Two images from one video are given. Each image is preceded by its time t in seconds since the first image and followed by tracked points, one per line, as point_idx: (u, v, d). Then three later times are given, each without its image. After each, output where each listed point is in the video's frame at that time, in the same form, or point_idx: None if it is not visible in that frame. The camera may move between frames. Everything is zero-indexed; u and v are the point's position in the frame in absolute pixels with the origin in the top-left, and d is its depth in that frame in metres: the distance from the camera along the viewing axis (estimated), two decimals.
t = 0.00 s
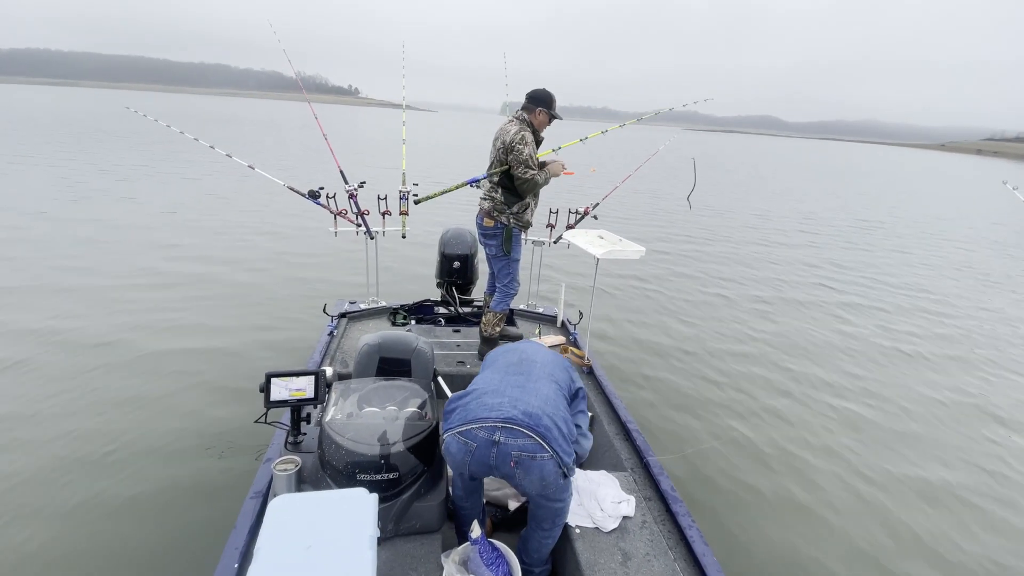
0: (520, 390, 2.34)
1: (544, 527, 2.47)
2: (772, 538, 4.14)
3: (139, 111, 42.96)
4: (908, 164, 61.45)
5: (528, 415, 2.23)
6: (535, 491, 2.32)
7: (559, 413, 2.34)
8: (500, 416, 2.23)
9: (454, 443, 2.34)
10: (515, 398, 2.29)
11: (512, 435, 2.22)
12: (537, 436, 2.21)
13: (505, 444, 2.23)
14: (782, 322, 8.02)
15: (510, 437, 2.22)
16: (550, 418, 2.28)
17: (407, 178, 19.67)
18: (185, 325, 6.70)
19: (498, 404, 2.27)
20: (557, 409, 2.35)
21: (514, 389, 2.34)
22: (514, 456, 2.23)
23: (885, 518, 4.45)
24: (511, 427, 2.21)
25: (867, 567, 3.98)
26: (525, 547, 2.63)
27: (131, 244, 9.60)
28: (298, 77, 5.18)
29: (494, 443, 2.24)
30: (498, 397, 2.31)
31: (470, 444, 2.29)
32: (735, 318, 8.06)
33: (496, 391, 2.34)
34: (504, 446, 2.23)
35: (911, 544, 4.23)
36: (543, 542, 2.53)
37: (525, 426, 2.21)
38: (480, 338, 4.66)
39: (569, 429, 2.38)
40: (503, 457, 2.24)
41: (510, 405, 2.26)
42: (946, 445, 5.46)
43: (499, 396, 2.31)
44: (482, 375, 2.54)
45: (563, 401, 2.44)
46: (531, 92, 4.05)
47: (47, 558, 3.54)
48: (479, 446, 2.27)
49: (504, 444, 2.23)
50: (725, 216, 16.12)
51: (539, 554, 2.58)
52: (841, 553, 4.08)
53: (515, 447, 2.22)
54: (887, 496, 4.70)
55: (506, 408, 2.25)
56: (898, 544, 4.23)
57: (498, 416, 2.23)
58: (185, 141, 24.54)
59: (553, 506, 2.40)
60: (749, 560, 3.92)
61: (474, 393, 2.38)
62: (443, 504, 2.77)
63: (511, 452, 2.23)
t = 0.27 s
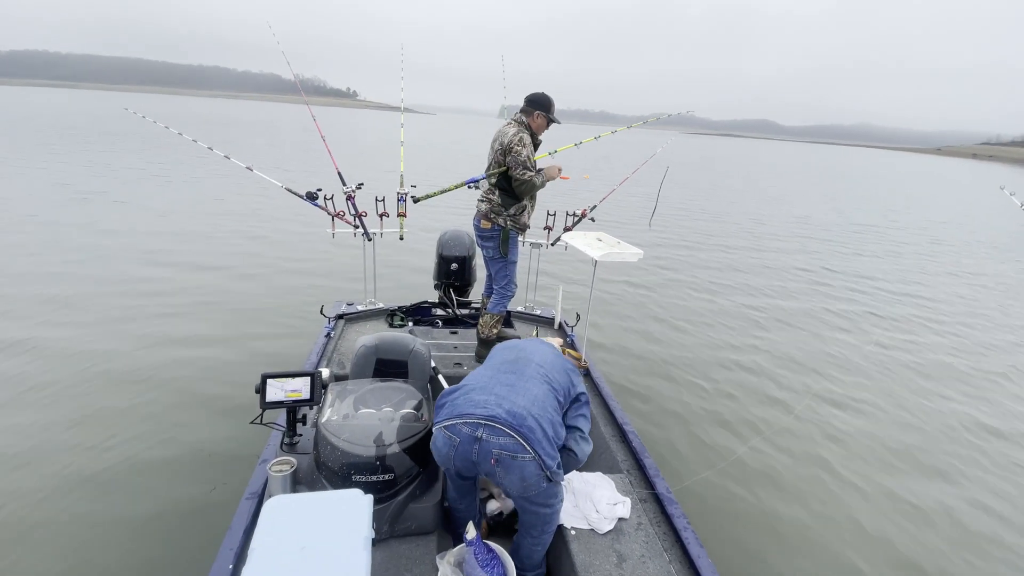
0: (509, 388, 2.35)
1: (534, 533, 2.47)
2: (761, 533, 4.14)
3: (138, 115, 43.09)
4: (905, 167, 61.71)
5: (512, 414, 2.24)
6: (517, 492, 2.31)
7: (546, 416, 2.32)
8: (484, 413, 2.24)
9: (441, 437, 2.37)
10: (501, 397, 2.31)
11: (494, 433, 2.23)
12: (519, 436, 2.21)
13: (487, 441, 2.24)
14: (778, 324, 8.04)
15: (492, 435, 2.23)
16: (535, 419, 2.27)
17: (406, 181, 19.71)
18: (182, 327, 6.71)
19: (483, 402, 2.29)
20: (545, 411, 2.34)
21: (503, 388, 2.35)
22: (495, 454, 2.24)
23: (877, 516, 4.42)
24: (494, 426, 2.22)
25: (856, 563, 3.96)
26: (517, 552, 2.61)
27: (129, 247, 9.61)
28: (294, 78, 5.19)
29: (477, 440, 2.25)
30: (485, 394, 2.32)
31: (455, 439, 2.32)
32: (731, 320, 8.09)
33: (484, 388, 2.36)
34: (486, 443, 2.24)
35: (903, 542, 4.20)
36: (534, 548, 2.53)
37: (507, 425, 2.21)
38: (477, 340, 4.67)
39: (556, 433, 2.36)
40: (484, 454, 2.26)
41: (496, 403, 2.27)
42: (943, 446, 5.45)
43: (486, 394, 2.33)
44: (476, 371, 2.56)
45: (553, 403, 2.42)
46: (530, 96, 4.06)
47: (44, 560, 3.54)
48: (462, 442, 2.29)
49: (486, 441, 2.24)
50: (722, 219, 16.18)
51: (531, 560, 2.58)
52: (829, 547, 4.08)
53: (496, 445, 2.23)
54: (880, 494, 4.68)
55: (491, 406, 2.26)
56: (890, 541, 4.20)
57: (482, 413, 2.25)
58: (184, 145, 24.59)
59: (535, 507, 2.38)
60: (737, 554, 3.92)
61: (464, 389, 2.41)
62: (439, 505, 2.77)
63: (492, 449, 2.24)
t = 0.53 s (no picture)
0: (501, 388, 2.36)
1: (528, 536, 2.47)
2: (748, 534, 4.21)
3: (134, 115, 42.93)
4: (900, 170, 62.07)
5: (502, 414, 2.25)
6: (506, 492, 2.33)
7: (537, 417, 2.32)
8: (474, 412, 2.27)
9: (433, 435, 2.40)
10: (493, 397, 2.32)
11: (483, 432, 2.24)
12: (507, 436, 2.22)
13: (477, 440, 2.26)
14: (775, 326, 8.08)
15: (482, 434, 2.25)
16: (525, 420, 2.27)
17: (404, 183, 19.72)
18: (179, 328, 6.68)
19: (475, 401, 2.31)
20: (537, 412, 2.34)
21: (495, 387, 2.36)
22: (484, 453, 2.26)
23: (865, 519, 4.47)
24: (484, 425, 2.24)
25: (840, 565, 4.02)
26: (513, 555, 2.60)
27: (125, 248, 9.57)
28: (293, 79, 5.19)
29: (467, 438, 2.28)
30: (477, 394, 2.35)
31: (446, 437, 2.35)
32: (729, 322, 8.12)
33: (477, 388, 2.38)
34: (476, 442, 2.26)
35: (889, 545, 4.25)
36: (528, 553, 2.52)
37: (497, 425, 2.23)
38: (475, 342, 4.68)
39: (548, 435, 2.36)
40: (473, 453, 2.28)
41: (487, 403, 2.29)
42: (937, 449, 5.49)
43: (478, 393, 2.35)
44: (472, 370, 2.58)
45: (546, 406, 2.42)
46: (528, 100, 4.10)
47: (38, 558, 3.51)
48: (453, 440, 2.32)
49: (475, 440, 2.26)
50: (720, 221, 16.23)
51: (527, 564, 2.57)
52: (814, 548, 4.14)
53: (485, 444, 2.24)
54: (869, 497, 4.73)
55: (482, 405, 2.28)
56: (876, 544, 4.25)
57: (472, 412, 2.27)
58: (181, 146, 24.52)
59: (527, 508, 2.38)
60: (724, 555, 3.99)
61: (459, 388, 2.43)
62: (437, 507, 2.78)
63: (481, 449, 2.25)
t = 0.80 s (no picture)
0: (496, 390, 2.36)
1: (526, 536, 2.47)
2: (744, 531, 4.23)
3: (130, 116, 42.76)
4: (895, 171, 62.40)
5: (496, 416, 2.25)
6: (500, 494, 2.33)
7: (531, 420, 2.32)
8: (468, 413, 2.27)
9: (428, 435, 2.41)
10: (487, 398, 2.32)
11: (477, 434, 2.25)
12: (500, 438, 2.22)
13: (470, 442, 2.26)
14: (772, 327, 8.11)
15: (475, 436, 2.25)
16: (518, 422, 2.27)
17: (401, 184, 19.71)
18: (176, 331, 6.66)
19: (469, 402, 2.31)
20: (531, 415, 2.34)
21: (490, 389, 2.37)
22: (477, 455, 2.26)
23: (859, 518, 4.50)
24: (477, 427, 2.24)
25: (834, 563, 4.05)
26: (512, 556, 2.60)
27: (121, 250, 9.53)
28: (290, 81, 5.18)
29: (460, 440, 2.28)
30: (472, 395, 2.35)
31: (440, 437, 2.35)
32: (726, 322, 8.15)
33: (472, 389, 2.38)
34: (469, 444, 2.27)
35: (883, 544, 4.28)
36: (527, 553, 2.53)
37: (490, 427, 2.23)
38: (473, 343, 4.68)
39: (542, 437, 2.35)
40: (467, 454, 2.28)
41: (481, 404, 2.30)
42: (933, 449, 5.52)
43: (473, 395, 2.36)
44: (468, 372, 2.59)
45: (541, 408, 2.41)
46: (524, 102, 4.12)
47: (37, 561, 3.51)
48: (447, 441, 2.33)
49: (469, 441, 2.26)
50: (716, 222, 16.28)
51: (526, 563, 2.56)
52: (808, 547, 4.16)
53: (478, 446, 2.25)
54: (865, 498, 4.74)
55: (476, 407, 2.29)
56: (868, 543, 4.29)
57: (466, 414, 2.28)
58: (177, 147, 24.43)
59: (521, 510, 2.38)
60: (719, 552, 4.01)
61: (454, 389, 2.44)
62: (435, 508, 2.78)
63: (475, 450, 2.26)
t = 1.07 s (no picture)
0: (492, 390, 2.36)
1: (525, 534, 2.46)
2: (741, 530, 4.25)
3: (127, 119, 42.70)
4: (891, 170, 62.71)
5: (491, 415, 2.25)
6: (495, 493, 2.33)
7: (527, 420, 2.32)
8: (463, 412, 2.28)
9: (424, 433, 2.41)
10: (483, 398, 2.32)
11: (472, 433, 2.25)
12: (495, 438, 2.22)
13: (465, 441, 2.26)
14: (769, 327, 8.14)
15: (470, 434, 2.25)
16: (514, 422, 2.27)
17: (399, 186, 19.71)
18: (174, 336, 6.67)
19: (465, 401, 2.31)
20: (528, 415, 2.34)
21: (487, 389, 2.37)
22: (472, 453, 2.26)
23: (857, 517, 4.51)
24: (472, 425, 2.25)
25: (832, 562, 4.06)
26: (510, 555, 2.59)
27: (118, 255, 9.52)
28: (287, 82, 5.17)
29: (455, 438, 2.28)
30: (468, 394, 2.35)
31: (435, 435, 2.35)
32: (723, 323, 8.17)
33: (468, 388, 2.38)
34: (464, 442, 2.27)
35: (881, 543, 4.28)
36: (525, 552, 2.52)
37: (485, 426, 2.23)
38: (471, 344, 4.68)
39: (538, 437, 2.35)
40: (461, 453, 2.28)
41: (477, 403, 2.30)
42: (931, 446, 5.53)
43: (469, 393, 2.36)
44: (466, 371, 2.59)
45: (537, 409, 2.41)
46: (521, 103, 4.12)
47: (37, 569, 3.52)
48: (442, 439, 2.33)
49: (464, 440, 2.26)
50: (713, 223, 16.34)
51: (525, 562, 2.55)
52: (803, 544, 4.19)
53: (473, 444, 2.25)
54: (862, 496, 4.76)
55: (472, 405, 2.29)
56: (866, 541, 4.29)
57: (462, 412, 2.28)
58: (174, 150, 24.38)
59: (517, 509, 2.38)
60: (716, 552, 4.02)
61: (450, 387, 2.44)
62: (433, 509, 2.78)
63: (469, 449, 2.26)
